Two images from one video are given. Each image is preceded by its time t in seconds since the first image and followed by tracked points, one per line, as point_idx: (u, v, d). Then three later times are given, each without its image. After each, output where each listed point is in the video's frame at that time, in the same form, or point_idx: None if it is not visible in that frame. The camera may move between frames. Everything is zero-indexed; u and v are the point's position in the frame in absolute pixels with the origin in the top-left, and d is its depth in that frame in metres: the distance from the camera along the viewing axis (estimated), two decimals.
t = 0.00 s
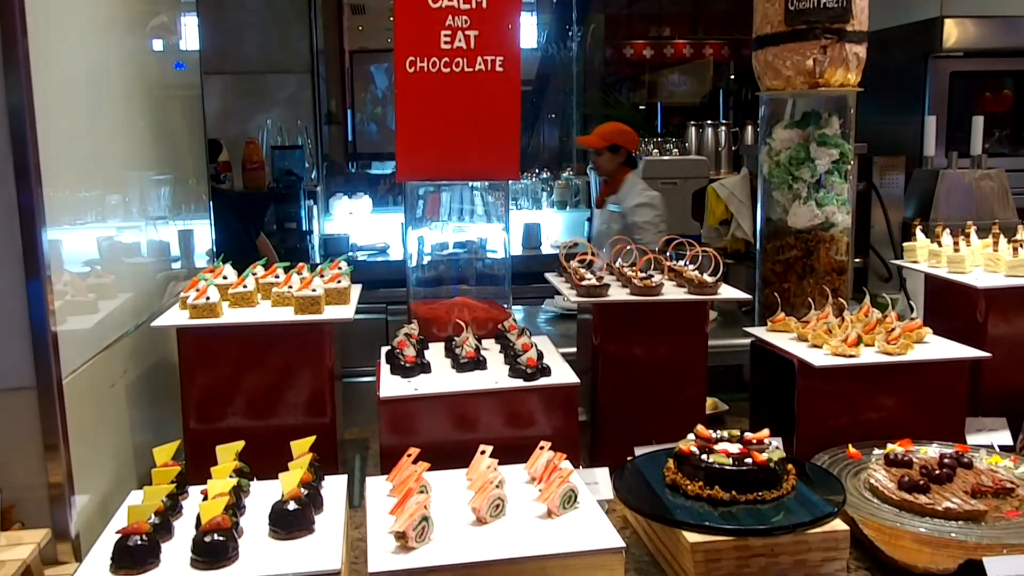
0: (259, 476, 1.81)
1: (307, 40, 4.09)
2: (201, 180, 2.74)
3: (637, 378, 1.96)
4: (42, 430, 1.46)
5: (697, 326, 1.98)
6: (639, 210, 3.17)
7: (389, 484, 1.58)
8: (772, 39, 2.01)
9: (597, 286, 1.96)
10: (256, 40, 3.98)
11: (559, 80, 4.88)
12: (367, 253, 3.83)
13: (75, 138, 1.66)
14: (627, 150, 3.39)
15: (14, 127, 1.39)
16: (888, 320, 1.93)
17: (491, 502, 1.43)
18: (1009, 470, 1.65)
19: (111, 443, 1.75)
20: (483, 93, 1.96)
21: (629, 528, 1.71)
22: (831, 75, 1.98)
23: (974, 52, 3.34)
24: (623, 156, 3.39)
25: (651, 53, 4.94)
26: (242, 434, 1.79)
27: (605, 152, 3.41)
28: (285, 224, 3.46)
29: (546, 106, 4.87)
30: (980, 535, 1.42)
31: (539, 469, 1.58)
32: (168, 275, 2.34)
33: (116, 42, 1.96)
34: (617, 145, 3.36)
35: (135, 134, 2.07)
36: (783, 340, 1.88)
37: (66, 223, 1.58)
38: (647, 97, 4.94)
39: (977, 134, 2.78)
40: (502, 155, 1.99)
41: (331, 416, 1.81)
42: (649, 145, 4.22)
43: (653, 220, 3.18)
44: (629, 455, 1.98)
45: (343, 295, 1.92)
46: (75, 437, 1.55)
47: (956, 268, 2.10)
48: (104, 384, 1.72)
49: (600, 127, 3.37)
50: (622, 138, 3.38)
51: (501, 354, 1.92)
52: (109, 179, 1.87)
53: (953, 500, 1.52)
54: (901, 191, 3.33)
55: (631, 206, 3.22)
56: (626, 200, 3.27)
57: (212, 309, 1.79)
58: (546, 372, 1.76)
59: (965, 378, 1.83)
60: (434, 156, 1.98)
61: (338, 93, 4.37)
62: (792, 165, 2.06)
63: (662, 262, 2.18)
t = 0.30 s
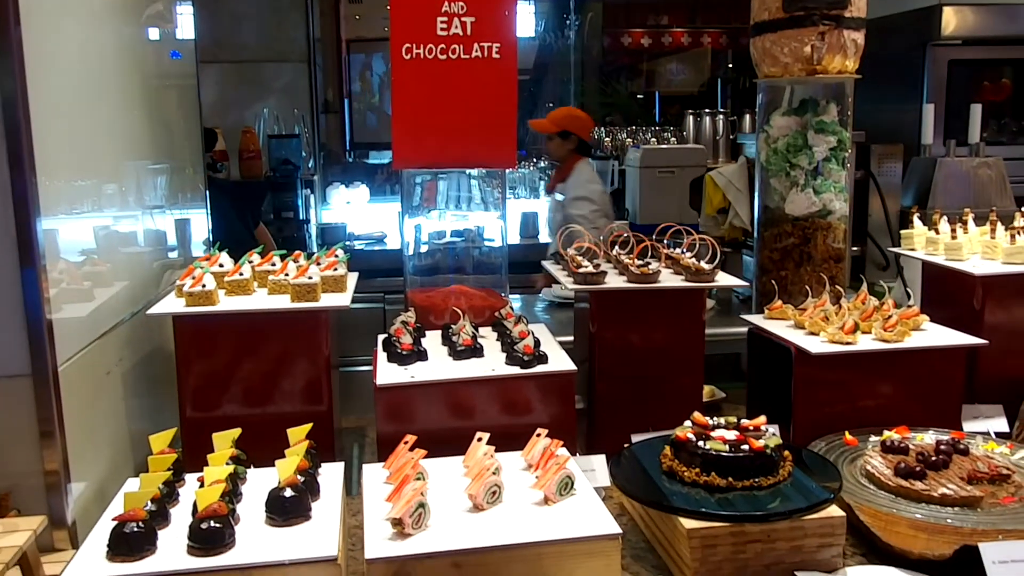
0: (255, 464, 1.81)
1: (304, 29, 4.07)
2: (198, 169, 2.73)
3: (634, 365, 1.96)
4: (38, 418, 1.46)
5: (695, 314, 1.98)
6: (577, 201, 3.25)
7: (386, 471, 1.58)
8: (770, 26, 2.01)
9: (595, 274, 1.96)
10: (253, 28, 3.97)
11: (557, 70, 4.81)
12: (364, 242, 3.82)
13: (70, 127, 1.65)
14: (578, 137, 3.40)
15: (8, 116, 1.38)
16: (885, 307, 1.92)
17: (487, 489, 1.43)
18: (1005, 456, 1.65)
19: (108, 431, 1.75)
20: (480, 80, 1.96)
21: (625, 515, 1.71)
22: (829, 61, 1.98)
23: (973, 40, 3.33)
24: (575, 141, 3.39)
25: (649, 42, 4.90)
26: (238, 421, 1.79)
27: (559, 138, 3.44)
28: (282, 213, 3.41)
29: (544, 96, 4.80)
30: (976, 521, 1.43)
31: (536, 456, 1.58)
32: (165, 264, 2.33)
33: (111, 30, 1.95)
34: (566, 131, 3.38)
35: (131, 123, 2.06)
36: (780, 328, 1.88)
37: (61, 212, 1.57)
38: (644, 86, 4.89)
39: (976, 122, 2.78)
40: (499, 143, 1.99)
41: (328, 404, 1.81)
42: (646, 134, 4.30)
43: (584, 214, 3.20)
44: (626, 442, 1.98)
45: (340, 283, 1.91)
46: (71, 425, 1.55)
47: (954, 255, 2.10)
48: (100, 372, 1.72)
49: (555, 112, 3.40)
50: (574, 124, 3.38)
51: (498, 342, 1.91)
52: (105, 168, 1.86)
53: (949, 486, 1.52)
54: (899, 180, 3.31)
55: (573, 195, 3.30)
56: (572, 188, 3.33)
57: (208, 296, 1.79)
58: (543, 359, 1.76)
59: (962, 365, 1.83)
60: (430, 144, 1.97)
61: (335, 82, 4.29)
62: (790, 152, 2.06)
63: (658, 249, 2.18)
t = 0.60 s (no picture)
0: (251, 451, 1.81)
1: (299, 19, 4.06)
2: (193, 157, 2.72)
3: (629, 353, 1.96)
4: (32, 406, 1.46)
5: (690, 301, 1.97)
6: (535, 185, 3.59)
7: (381, 458, 1.58)
8: (766, 13, 2.00)
9: (590, 261, 1.95)
10: (248, 16, 3.96)
11: (553, 58, 4.79)
12: (360, 231, 3.82)
13: (63, 116, 1.64)
14: (542, 123, 3.58)
15: None
16: (881, 295, 1.93)
17: (482, 476, 1.43)
18: (999, 444, 1.66)
19: (102, 418, 1.74)
20: (475, 67, 1.95)
21: (620, 502, 1.71)
22: (825, 49, 1.98)
23: (970, 28, 3.33)
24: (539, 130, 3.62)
25: (646, 31, 4.84)
26: (233, 409, 1.79)
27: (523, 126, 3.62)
28: (278, 202, 3.39)
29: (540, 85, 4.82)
30: (969, 508, 1.43)
31: (531, 443, 1.58)
32: (160, 253, 2.33)
33: (105, 18, 1.93)
34: (530, 119, 3.57)
35: (126, 111, 2.06)
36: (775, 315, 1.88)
37: (54, 201, 1.57)
38: (641, 75, 4.83)
39: (971, 110, 2.78)
40: (494, 131, 1.98)
41: (323, 392, 1.81)
42: (643, 124, 4.26)
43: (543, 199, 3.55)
44: (621, 430, 1.98)
45: (335, 271, 1.91)
46: (65, 413, 1.54)
47: (949, 243, 2.10)
48: (94, 359, 1.72)
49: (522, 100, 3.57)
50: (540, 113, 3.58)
51: (493, 330, 1.91)
52: (100, 156, 1.85)
53: (943, 473, 1.52)
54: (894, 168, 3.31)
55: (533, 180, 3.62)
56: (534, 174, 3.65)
57: (202, 284, 1.79)
58: (538, 346, 1.76)
59: (957, 353, 1.83)
60: (426, 131, 1.97)
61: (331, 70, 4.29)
62: (786, 140, 2.05)
63: (654, 236, 2.18)
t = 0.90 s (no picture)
0: (246, 443, 1.81)
1: (294, 11, 4.04)
2: (188, 148, 2.70)
3: (625, 345, 1.96)
4: (26, 398, 1.45)
5: (686, 292, 1.97)
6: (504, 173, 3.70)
7: (376, 449, 1.57)
8: (762, 3, 2.00)
9: (585, 252, 1.94)
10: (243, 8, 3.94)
11: (550, 50, 4.76)
12: (355, 223, 3.80)
13: (57, 107, 1.63)
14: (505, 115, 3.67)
15: None
16: (876, 286, 1.93)
17: (477, 467, 1.43)
18: (994, 434, 1.66)
19: (97, 410, 1.74)
20: (471, 57, 1.94)
21: (616, 493, 1.72)
22: (821, 38, 1.98)
23: (966, 19, 3.40)
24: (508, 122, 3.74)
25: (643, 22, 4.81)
26: (229, 401, 1.79)
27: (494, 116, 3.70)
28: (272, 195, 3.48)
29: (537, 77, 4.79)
30: (964, 497, 1.43)
31: (526, 434, 1.58)
32: (156, 244, 2.32)
33: (99, 9, 1.92)
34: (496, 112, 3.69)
35: (120, 102, 2.05)
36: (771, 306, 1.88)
37: (48, 193, 1.56)
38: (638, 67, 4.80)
39: (967, 101, 2.78)
40: (490, 121, 1.98)
41: (318, 383, 1.81)
42: (639, 114, 4.20)
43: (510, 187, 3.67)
44: (616, 421, 1.98)
45: (330, 262, 1.91)
46: (59, 405, 1.54)
47: (945, 234, 2.10)
48: (88, 351, 1.71)
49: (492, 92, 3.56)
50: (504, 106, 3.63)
51: (488, 321, 1.91)
52: (94, 148, 1.85)
53: (938, 462, 1.53)
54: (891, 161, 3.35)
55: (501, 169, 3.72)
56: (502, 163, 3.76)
57: (197, 275, 1.78)
58: (534, 338, 1.76)
59: (952, 343, 1.83)
60: (421, 122, 1.96)
61: (328, 63, 4.33)
62: (782, 131, 2.05)
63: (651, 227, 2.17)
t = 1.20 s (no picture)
0: (244, 436, 1.81)
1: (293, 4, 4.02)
2: (187, 142, 2.69)
3: (623, 337, 1.96)
4: (23, 391, 1.45)
5: (684, 284, 1.97)
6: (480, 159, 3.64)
7: (374, 442, 1.57)
8: None
9: (584, 245, 1.95)
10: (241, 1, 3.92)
11: (549, 42, 4.73)
12: (354, 217, 3.79)
13: (55, 100, 1.63)
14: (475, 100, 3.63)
15: None
16: (875, 278, 1.92)
17: (475, 459, 1.43)
18: (992, 426, 1.66)
19: (95, 403, 1.74)
20: (468, 49, 1.94)
21: (614, 485, 1.71)
22: (820, 30, 1.98)
23: (965, 11, 3.37)
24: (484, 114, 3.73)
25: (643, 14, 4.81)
26: (227, 394, 1.79)
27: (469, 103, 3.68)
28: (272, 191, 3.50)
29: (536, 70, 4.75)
30: (962, 489, 1.43)
31: (525, 426, 1.58)
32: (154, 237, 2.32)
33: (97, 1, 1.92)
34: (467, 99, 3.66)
35: (118, 95, 2.04)
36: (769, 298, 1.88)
37: (45, 187, 1.55)
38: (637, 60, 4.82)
39: (967, 93, 2.78)
40: (487, 114, 1.98)
41: (316, 376, 1.80)
42: (639, 108, 4.20)
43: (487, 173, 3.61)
44: (614, 413, 1.98)
45: (327, 255, 1.91)
46: (57, 398, 1.54)
47: (943, 226, 2.10)
48: (86, 345, 1.71)
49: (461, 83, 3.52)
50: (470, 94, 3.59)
51: (487, 314, 1.91)
52: (92, 141, 1.84)
53: (936, 454, 1.53)
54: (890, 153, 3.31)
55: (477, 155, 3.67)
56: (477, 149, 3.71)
57: (195, 268, 1.78)
58: (532, 330, 1.76)
59: (950, 335, 1.83)
60: (418, 114, 1.96)
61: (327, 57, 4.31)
62: (781, 123, 2.04)
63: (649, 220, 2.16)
